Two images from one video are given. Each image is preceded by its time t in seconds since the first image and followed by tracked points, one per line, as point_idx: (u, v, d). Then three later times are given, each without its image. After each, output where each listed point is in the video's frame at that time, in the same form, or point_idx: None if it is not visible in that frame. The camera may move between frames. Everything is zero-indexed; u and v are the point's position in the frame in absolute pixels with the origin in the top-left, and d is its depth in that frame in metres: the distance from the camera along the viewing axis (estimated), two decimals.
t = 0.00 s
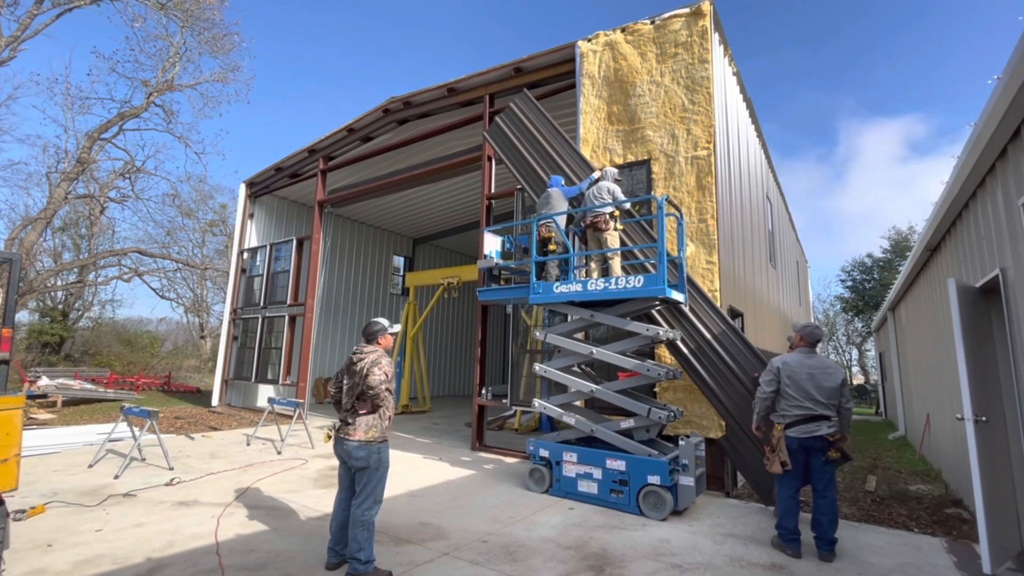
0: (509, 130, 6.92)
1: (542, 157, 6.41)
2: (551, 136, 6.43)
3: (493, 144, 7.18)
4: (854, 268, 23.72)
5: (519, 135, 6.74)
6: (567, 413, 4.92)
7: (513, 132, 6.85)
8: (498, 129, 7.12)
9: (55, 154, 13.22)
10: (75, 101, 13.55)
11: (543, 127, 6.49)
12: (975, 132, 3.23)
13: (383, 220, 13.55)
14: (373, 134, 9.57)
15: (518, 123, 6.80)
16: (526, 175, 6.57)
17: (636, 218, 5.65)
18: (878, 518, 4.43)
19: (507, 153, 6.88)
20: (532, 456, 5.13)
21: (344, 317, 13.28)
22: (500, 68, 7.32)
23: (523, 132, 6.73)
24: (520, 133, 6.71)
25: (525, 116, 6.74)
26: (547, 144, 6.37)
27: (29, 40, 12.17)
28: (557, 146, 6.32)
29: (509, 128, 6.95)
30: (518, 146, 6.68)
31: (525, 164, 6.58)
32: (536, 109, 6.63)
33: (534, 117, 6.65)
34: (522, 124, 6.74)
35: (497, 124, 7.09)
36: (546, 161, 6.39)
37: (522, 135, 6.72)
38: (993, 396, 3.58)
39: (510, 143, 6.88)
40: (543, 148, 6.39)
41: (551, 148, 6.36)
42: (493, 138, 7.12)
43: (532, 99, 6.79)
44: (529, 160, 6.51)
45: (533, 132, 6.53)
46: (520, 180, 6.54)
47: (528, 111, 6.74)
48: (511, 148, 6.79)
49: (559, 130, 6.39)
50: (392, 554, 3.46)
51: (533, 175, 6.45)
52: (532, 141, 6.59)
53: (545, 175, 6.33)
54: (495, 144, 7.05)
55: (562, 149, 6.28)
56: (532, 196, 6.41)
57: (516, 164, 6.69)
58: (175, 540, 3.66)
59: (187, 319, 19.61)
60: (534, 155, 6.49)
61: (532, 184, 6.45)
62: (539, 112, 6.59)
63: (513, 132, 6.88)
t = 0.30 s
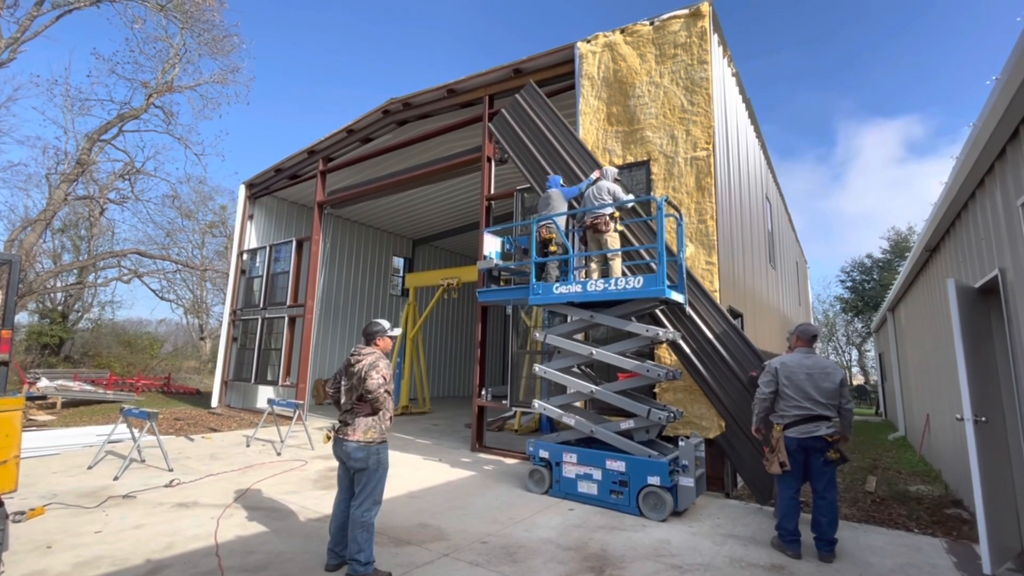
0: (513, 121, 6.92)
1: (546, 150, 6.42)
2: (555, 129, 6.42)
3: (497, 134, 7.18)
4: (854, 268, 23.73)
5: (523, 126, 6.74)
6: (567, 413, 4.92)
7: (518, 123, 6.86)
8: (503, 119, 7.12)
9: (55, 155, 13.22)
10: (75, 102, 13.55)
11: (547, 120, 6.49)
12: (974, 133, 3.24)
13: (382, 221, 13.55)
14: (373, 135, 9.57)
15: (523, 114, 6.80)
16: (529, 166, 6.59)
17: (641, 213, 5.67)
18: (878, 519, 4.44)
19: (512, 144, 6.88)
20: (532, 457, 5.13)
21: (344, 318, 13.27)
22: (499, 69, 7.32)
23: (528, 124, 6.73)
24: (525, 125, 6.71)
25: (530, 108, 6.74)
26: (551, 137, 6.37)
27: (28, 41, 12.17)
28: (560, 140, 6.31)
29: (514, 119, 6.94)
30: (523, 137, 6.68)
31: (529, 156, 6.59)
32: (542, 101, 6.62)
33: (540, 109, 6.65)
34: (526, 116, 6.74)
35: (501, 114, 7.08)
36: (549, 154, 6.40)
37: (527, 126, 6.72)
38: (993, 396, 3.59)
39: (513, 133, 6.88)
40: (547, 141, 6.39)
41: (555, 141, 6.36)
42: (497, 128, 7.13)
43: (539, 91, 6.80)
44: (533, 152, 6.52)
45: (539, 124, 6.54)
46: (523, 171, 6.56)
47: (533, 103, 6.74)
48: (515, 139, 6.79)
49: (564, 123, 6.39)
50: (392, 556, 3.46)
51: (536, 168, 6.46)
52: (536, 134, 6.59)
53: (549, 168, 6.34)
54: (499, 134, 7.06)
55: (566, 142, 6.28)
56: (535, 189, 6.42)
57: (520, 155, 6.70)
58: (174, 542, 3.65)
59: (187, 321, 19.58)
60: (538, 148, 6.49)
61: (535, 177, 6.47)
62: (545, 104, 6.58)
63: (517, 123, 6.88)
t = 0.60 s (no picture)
0: (520, 112, 6.88)
1: (554, 146, 6.42)
2: (564, 124, 6.41)
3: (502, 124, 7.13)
4: (853, 269, 23.72)
5: (530, 118, 6.73)
6: (567, 414, 4.91)
7: (524, 114, 6.83)
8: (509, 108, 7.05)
9: (55, 156, 13.22)
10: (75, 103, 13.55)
11: (556, 115, 6.47)
12: (973, 133, 3.24)
13: (382, 222, 13.56)
14: (373, 136, 9.58)
15: (530, 106, 6.76)
16: (535, 157, 6.62)
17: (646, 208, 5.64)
18: (878, 520, 4.44)
19: (518, 136, 6.85)
20: (532, 458, 5.12)
21: (343, 319, 13.27)
22: (499, 70, 7.33)
23: (535, 117, 6.70)
24: (532, 118, 6.68)
25: (538, 101, 6.69)
26: (560, 133, 6.38)
27: (28, 43, 12.18)
28: (570, 137, 6.32)
29: (520, 110, 6.89)
30: (530, 130, 6.66)
31: (536, 150, 6.59)
32: (550, 95, 6.57)
33: (547, 101, 6.61)
34: (534, 109, 6.70)
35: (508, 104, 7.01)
36: (557, 149, 6.42)
37: (534, 119, 6.69)
38: (992, 397, 3.59)
39: (519, 123, 6.85)
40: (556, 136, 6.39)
41: (564, 138, 6.37)
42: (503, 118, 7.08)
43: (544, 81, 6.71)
44: (541, 145, 6.53)
45: (546, 118, 6.53)
46: (529, 165, 6.57)
47: (541, 95, 6.69)
48: (521, 131, 6.77)
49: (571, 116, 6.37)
50: (392, 557, 3.45)
51: (544, 162, 6.47)
52: (544, 127, 6.57)
53: (557, 165, 6.37)
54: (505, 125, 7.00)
55: (576, 140, 6.29)
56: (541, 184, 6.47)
57: (526, 148, 6.69)
58: (173, 544, 3.65)
59: (186, 322, 19.57)
60: (545, 141, 6.51)
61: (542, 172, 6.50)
62: (554, 98, 6.54)
63: (524, 115, 6.84)
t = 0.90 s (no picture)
0: (530, 102, 6.78)
1: (565, 140, 6.36)
2: (577, 119, 6.36)
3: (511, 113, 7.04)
4: (852, 270, 23.77)
5: (540, 106, 6.65)
6: (567, 416, 4.91)
7: (535, 102, 6.75)
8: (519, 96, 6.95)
9: (55, 157, 13.22)
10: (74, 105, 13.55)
11: (569, 108, 6.40)
12: (971, 135, 3.24)
13: (382, 223, 13.58)
14: (372, 138, 9.59)
15: (541, 96, 6.66)
16: (542, 146, 6.57)
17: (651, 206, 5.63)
18: (878, 520, 4.44)
19: (527, 126, 6.77)
20: (531, 459, 5.12)
21: (343, 320, 13.28)
22: (499, 71, 7.33)
23: (546, 108, 6.61)
24: (543, 109, 6.59)
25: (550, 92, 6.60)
26: (571, 124, 6.34)
27: (28, 44, 12.19)
28: (582, 131, 6.27)
29: (531, 99, 6.80)
30: (540, 122, 6.58)
31: (546, 143, 6.52)
32: (563, 84, 6.50)
33: (560, 93, 6.52)
34: (545, 99, 6.61)
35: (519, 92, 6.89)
36: (567, 140, 6.37)
37: (545, 111, 6.61)
38: (991, 399, 3.60)
39: (528, 111, 6.78)
40: (568, 130, 6.33)
41: (577, 133, 6.31)
42: (513, 106, 6.98)
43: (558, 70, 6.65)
44: (551, 138, 6.46)
45: (557, 107, 6.48)
46: (537, 153, 6.53)
47: (552, 86, 6.60)
48: (531, 121, 6.68)
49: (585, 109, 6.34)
50: (391, 558, 3.45)
51: (554, 156, 6.41)
52: (556, 120, 6.50)
53: (565, 156, 6.33)
54: (514, 113, 6.90)
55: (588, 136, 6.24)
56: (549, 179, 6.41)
57: (536, 139, 6.63)
58: (173, 545, 3.65)
59: (186, 323, 19.56)
60: (555, 131, 6.46)
61: (551, 166, 6.43)
62: (568, 90, 6.46)
63: (535, 105, 6.76)
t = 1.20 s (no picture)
0: (540, 91, 6.74)
1: (576, 135, 6.38)
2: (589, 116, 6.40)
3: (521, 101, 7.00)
4: (851, 270, 23.82)
5: (551, 97, 6.62)
6: (566, 417, 4.91)
7: (545, 93, 6.70)
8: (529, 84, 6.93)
9: (54, 159, 13.20)
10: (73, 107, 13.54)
11: (582, 103, 6.43)
12: (969, 136, 3.25)
13: (381, 225, 13.60)
14: (371, 139, 9.59)
15: (552, 87, 6.63)
16: (551, 139, 6.58)
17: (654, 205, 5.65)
18: (877, 521, 4.44)
19: (536, 116, 6.76)
20: (531, 461, 5.12)
21: (343, 321, 13.28)
22: (498, 73, 7.34)
23: (557, 99, 6.60)
24: (554, 100, 6.55)
25: (562, 84, 6.59)
26: (582, 119, 6.37)
27: (27, 46, 12.18)
28: (594, 127, 6.29)
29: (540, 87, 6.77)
30: (551, 113, 6.57)
31: (556, 136, 6.52)
32: (577, 78, 6.49)
33: (572, 86, 6.53)
34: (557, 90, 6.59)
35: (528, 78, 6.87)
36: (577, 135, 6.40)
37: (557, 102, 6.59)
38: (990, 399, 3.61)
39: (538, 102, 6.74)
40: (580, 125, 6.35)
41: (588, 129, 6.34)
42: (522, 93, 6.94)
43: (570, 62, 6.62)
44: (561, 132, 6.47)
45: (569, 101, 6.47)
46: (546, 147, 6.54)
47: (564, 77, 6.59)
48: (541, 111, 6.65)
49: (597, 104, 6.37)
50: (391, 560, 3.45)
51: (563, 150, 6.42)
52: (567, 113, 6.51)
53: (574, 151, 6.35)
54: (523, 101, 6.87)
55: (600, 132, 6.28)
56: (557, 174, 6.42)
57: (545, 132, 6.62)
58: (172, 547, 3.64)
59: (185, 324, 19.54)
60: (566, 125, 6.47)
61: (560, 161, 6.44)
62: (582, 85, 6.47)
63: (545, 95, 6.73)
